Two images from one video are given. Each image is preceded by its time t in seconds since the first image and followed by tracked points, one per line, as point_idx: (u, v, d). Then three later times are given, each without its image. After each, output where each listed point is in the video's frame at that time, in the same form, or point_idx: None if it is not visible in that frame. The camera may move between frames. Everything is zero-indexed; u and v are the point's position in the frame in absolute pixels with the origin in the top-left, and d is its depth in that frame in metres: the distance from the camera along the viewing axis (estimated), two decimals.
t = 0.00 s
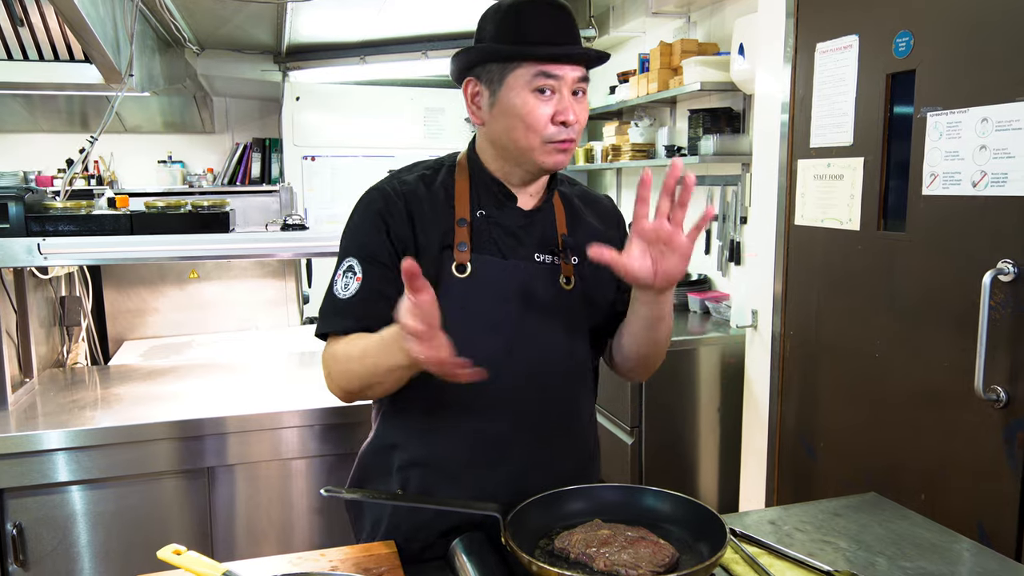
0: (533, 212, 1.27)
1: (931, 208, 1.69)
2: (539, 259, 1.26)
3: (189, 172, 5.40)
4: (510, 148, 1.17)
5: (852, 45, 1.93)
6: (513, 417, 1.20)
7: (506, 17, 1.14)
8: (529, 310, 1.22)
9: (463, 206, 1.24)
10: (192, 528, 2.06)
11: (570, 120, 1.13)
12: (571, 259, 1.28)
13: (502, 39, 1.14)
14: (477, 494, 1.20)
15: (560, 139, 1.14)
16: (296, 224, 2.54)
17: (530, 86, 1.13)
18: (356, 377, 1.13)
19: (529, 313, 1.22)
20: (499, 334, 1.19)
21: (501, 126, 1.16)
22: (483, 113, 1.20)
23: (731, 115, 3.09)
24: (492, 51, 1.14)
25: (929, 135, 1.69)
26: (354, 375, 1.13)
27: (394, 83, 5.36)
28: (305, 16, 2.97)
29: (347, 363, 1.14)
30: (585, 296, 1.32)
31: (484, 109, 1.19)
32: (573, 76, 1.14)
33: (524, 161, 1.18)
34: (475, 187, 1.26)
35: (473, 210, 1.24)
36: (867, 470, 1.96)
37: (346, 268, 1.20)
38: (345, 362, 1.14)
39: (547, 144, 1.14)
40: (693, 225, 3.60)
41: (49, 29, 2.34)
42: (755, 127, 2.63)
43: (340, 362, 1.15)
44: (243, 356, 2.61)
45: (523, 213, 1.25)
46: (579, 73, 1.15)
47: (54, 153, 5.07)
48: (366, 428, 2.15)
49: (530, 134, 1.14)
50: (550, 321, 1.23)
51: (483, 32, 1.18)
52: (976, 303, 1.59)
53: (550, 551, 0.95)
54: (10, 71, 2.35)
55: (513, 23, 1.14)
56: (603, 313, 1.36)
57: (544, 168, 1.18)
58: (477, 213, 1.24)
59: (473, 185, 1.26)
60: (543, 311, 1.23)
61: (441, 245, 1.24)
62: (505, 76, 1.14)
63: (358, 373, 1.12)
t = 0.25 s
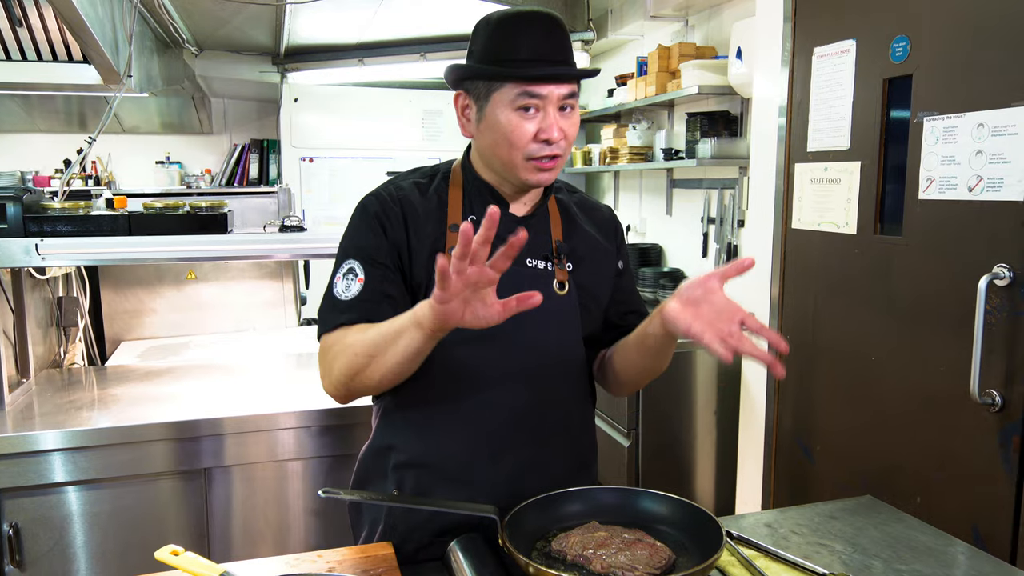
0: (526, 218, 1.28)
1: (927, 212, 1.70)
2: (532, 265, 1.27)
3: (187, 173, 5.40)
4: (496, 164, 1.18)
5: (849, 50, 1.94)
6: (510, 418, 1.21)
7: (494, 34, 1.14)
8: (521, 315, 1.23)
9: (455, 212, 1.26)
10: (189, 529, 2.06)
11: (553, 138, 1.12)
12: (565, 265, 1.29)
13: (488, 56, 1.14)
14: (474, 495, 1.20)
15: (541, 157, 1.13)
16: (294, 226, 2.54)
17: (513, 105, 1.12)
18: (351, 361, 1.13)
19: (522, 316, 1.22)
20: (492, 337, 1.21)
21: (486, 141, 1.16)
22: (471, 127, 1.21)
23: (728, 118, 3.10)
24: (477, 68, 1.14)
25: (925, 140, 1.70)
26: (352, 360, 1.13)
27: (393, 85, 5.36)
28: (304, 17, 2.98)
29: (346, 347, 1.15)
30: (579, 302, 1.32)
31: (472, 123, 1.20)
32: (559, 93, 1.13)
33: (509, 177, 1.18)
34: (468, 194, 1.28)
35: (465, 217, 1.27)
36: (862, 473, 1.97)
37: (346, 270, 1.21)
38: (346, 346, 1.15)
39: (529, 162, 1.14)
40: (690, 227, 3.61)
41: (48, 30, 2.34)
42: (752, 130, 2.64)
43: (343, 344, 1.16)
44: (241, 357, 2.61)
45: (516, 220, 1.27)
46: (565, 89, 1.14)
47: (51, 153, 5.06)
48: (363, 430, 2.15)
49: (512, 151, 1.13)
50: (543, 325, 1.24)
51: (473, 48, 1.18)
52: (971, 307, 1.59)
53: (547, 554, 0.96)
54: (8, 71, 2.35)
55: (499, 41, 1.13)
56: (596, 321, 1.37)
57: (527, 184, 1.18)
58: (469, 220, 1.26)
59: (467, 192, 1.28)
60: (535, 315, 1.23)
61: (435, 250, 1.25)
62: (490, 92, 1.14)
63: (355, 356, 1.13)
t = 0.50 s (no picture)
0: (525, 230, 1.28)
1: (924, 215, 1.70)
2: (531, 276, 1.27)
3: (185, 175, 5.40)
4: (497, 180, 1.19)
5: (846, 54, 1.95)
6: (509, 423, 1.21)
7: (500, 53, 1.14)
8: (519, 325, 1.23)
9: (452, 224, 1.26)
10: (186, 532, 2.05)
11: (554, 161, 1.13)
12: (565, 276, 1.29)
13: (493, 75, 1.14)
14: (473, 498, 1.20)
15: (542, 178, 1.15)
16: (292, 228, 2.54)
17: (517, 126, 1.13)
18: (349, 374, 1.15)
19: (519, 325, 1.23)
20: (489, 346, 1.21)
21: (489, 159, 1.17)
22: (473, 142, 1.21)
23: (726, 121, 3.11)
24: (481, 86, 1.14)
25: (922, 143, 1.71)
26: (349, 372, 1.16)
27: (391, 88, 5.37)
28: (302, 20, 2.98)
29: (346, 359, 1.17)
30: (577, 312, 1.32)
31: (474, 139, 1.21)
32: (563, 116, 1.13)
33: (510, 194, 1.19)
34: (465, 207, 1.28)
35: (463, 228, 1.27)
36: (859, 476, 1.97)
37: (344, 285, 1.24)
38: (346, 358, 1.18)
39: (530, 182, 1.15)
40: (688, 230, 3.62)
41: (47, 32, 2.34)
42: (749, 133, 2.65)
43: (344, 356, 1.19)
44: (239, 359, 2.61)
45: (513, 232, 1.27)
46: (570, 113, 1.15)
47: (49, 154, 5.06)
48: (362, 432, 2.15)
49: (514, 172, 1.15)
50: (540, 335, 1.24)
51: (477, 63, 1.18)
52: (968, 310, 1.60)
53: (546, 556, 0.96)
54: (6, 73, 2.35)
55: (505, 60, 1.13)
56: (593, 332, 1.37)
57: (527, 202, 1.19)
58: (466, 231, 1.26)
59: (464, 204, 1.28)
60: (532, 326, 1.23)
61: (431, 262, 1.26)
62: (493, 112, 1.14)
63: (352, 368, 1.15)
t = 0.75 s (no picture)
0: (518, 232, 1.28)
1: (919, 215, 1.71)
2: (526, 277, 1.28)
3: (181, 177, 5.39)
4: (488, 182, 1.20)
5: (842, 55, 1.96)
6: (507, 423, 1.22)
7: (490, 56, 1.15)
8: (515, 326, 1.23)
9: (447, 226, 1.26)
10: (184, 534, 2.05)
11: (544, 162, 1.14)
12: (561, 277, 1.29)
13: (483, 77, 1.15)
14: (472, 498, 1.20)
15: (532, 179, 1.15)
16: (289, 229, 2.54)
17: (506, 128, 1.14)
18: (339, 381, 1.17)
19: (515, 327, 1.23)
20: (485, 348, 1.21)
21: (480, 160, 1.18)
22: (465, 144, 1.22)
23: (722, 122, 3.11)
24: (471, 89, 1.15)
25: (917, 144, 1.71)
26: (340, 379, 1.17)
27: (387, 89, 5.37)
28: (298, 22, 2.98)
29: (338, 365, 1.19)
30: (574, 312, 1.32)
31: (465, 141, 1.22)
32: (552, 117, 1.14)
33: (501, 195, 1.20)
34: (460, 211, 1.28)
35: (457, 230, 1.27)
36: (855, 476, 1.98)
37: (340, 290, 1.24)
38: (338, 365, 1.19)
39: (521, 183, 1.16)
40: (684, 231, 3.63)
41: (42, 34, 2.34)
42: (745, 134, 2.66)
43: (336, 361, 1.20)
44: (235, 361, 2.61)
45: (507, 233, 1.27)
46: (560, 114, 1.15)
47: (45, 156, 5.05)
48: (359, 433, 2.15)
49: (504, 173, 1.16)
50: (536, 335, 1.24)
51: (468, 65, 1.19)
52: (963, 310, 1.60)
53: (543, 555, 0.96)
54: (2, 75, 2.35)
55: (494, 63, 1.14)
56: (590, 332, 1.37)
57: (519, 203, 1.20)
58: (461, 233, 1.26)
59: (458, 206, 1.28)
60: (528, 327, 1.24)
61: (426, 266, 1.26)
62: (483, 115, 1.15)
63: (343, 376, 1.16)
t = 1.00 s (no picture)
0: (514, 233, 1.28)
1: (914, 215, 1.71)
2: (522, 278, 1.27)
3: (177, 179, 5.38)
4: (483, 182, 1.20)
5: (837, 56, 1.96)
6: (504, 425, 1.22)
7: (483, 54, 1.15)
8: (511, 328, 1.23)
9: (443, 227, 1.26)
10: (181, 536, 2.05)
11: (537, 159, 1.14)
12: (556, 278, 1.29)
13: (476, 76, 1.15)
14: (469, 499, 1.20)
15: (526, 177, 1.15)
16: (285, 231, 2.54)
17: (499, 126, 1.14)
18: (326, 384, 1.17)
19: (512, 328, 1.23)
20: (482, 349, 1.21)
21: (474, 160, 1.19)
22: (459, 144, 1.23)
23: (718, 123, 3.12)
24: (464, 88, 1.16)
25: (912, 145, 1.72)
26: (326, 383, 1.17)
27: (384, 91, 5.37)
28: (294, 23, 2.98)
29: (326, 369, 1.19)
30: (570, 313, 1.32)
31: (459, 141, 1.22)
32: (545, 114, 1.14)
33: (496, 195, 1.20)
34: (456, 211, 1.28)
35: (453, 231, 1.27)
36: (852, 477, 1.98)
37: (331, 289, 1.24)
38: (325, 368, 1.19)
39: (515, 181, 1.16)
40: (681, 232, 3.63)
41: (38, 35, 2.35)
42: (741, 135, 2.66)
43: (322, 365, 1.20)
44: (231, 363, 2.61)
45: (503, 234, 1.27)
46: (553, 111, 1.15)
47: (40, 159, 5.04)
48: (356, 435, 2.14)
49: (498, 171, 1.16)
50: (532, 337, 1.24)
51: (462, 66, 1.19)
52: (958, 311, 1.61)
53: (541, 557, 0.96)
54: None
55: (487, 61, 1.14)
56: (586, 334, 1.37)
57: (514, 202, 1.20)
58: (456, 234, 1.27)
59: (454, 207, 1.28)
60: (524, 328, 1.23)
61: (421, 266, 1.26)
62: (476, 113, 1.16)
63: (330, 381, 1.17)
